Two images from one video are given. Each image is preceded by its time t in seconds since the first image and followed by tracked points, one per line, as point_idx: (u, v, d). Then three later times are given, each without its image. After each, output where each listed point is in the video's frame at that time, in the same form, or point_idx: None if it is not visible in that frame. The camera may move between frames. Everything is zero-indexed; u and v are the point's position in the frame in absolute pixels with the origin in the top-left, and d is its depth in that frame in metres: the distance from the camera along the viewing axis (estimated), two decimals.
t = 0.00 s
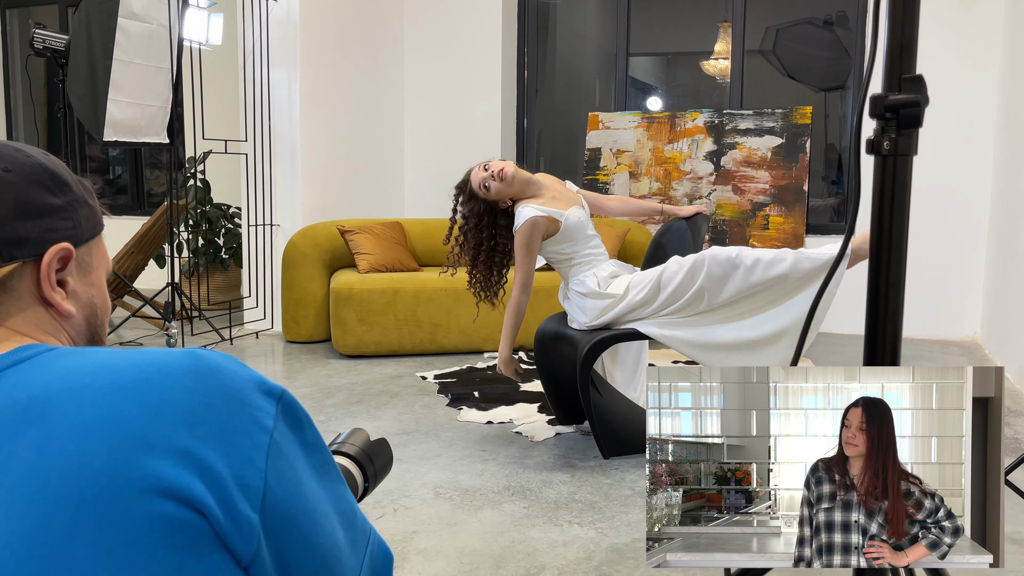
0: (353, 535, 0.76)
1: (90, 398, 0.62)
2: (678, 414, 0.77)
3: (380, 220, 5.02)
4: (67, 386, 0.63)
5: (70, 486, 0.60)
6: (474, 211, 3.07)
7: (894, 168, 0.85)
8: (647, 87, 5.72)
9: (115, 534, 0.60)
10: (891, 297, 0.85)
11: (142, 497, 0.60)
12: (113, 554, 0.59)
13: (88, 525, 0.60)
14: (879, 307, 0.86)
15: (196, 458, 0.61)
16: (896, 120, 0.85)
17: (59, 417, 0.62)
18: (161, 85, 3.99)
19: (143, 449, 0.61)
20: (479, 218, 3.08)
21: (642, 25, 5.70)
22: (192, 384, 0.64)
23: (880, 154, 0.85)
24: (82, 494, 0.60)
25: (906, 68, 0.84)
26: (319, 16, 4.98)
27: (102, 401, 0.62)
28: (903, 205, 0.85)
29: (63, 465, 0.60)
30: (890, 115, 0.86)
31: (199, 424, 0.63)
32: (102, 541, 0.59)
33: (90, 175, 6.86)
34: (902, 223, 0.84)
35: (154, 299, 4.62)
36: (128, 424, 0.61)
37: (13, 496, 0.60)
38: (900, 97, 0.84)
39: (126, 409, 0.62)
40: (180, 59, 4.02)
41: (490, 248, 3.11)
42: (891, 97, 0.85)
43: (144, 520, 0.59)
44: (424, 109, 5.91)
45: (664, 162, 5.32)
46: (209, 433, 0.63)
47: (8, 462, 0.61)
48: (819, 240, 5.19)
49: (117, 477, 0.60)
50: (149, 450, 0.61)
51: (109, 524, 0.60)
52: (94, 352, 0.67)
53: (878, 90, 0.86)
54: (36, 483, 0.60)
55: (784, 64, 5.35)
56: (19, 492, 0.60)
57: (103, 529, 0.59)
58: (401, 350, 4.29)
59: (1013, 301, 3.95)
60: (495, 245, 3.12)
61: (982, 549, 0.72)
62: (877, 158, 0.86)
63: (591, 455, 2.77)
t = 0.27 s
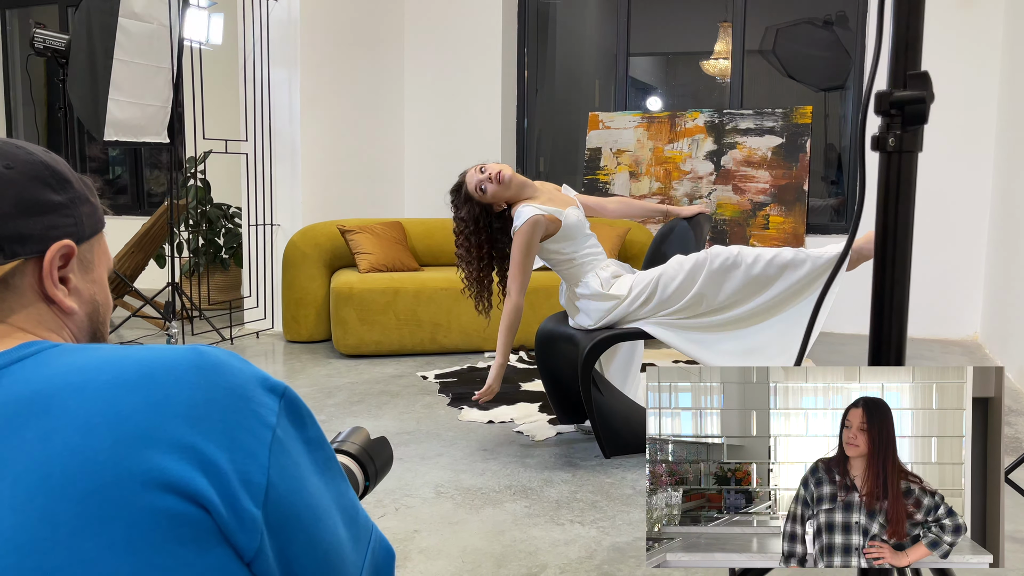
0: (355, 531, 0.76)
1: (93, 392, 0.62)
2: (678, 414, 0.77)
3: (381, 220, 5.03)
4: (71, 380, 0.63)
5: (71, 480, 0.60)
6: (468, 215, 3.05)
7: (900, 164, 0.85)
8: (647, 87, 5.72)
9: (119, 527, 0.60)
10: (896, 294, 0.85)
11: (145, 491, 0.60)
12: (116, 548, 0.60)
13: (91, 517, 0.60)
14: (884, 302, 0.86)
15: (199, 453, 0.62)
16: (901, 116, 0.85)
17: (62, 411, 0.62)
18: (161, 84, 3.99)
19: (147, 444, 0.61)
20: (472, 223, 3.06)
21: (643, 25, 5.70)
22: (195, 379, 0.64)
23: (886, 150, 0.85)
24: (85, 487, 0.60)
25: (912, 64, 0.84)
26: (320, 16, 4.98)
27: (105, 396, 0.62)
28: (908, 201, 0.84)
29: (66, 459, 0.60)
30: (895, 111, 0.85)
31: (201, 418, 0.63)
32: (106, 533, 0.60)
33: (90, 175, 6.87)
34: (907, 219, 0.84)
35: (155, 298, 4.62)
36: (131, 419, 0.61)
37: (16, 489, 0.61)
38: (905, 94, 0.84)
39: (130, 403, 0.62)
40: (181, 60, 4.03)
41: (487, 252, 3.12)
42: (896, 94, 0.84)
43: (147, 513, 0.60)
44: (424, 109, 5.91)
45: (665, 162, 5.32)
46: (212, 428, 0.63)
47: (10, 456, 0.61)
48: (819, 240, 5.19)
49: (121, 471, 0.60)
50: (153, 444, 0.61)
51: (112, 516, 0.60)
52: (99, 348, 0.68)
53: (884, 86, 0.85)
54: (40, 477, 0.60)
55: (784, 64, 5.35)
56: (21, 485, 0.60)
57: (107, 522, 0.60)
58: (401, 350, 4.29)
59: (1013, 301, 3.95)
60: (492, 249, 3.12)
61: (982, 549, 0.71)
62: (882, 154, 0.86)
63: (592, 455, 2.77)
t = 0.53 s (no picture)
0: (355, 532, 0.76)
1: (96, 394, 0.63)
2: (678, 414, 0.78)
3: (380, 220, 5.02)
4: (73, 383, 0.63)
5: (74, 483, 0.60)
6: (464, 220, 3.05)
7: (901, 165, 0.85)
8: (646, 88, 5.73)
9: (122, 529, 0.60)
10: (898, 295, 0.84)
11: (148, 493, 0.60)
12: (119, 550, 0.60)
13: (94, 520, 0.60)
14: (885, 303, 0.85)
15: (202, 456, 0.62)
16: (903, 117, 0.84)
17: (64, 414, 0.62)
18: (161, 84, 3.99)
19: (149, 446, 0.61)
20: (468, 228, 3.05)
21: (642, 25, 5.70)
22: (198, 381, 0.64)
23: (888, 151, 0.85)
24: (87, 490, 0.60)
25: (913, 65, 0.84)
26: (319, 16, 4.98)
27: (108, 398, 0.62)
28: (909, 203, 0.84)
29: (68, 461, 0.60)
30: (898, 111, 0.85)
31: (204, 420, 0.63)
32: (109, 535, 0.60)
33: (89, 176, 6.87)
34: (909, 220, 0.84)
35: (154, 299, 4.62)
36: (134, 421, 0.62)
37: (18, 491, 0.60)
38: (907, 94, 0.84)
39: (133, 405, 0.62)
40: (180, 60, 4.03)
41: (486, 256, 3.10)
42: (898, 95, 0.84)
43: (150, 515, 0.60)
44: (423, 109, 5.91)
45: (664, 161, 5.32)
46: (215, 429, 0.63)
47: (12, 460, 0.61)
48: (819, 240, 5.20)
49: (123, 473, 0.60)
50: (156, 447, 0.61)
51: (114, 519, 0.60)
52: (100, 352, 0.68)
53: (885, 87, 0.85)
54: (42, 480, 0.60)
55: (783, 63, 5.35)
56: (24, 488, 0.60)
57: (109, 524, 0.60)
58: (401, 350, 4.29)
59: (1012, 301, 3.95)
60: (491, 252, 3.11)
61: (982, 549, 0.71)
62: (884, 154, 0.86)
63: (592, 455, 2.77)
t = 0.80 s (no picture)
0: (354, 520, 0.76)
1: (88, 390, 0.63)
2: (678, 414, 0.77)
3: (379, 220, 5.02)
4: (65, 380, 0.63)
5: (65, 481, 0.60)
6: (476, 196, 3.04)
7: (899, 161, 0.86)
8: (645, 87, 5.73)
9: (113, 526, 0.60)
10: (897, 289, 0.86)
11: (139, 490, 0.60)
12: (110, 546, 0.60)
13: (86, 516, 0.60)
14: (884, 297, 0.86)
15: (193, 453, 0.62)
16: (901, 113, 0.85)
17: (57, 410, 0.62)
18: (160, 84, 3.99)
19: (140, 444, 0.61)
20: (479, 205, 3.05)
21: (641, 24, 5.70)
22: (190, 377, 0.64)
23: (886, 147, 0.86)
24: (79, 487, 0.60)
25: (912, 60, 0.85)
26: (318, 16, 4.97)
27: (100, 395, 0.62)
28: (907, 198, 0.85)
29: (62, 458, 0.61)
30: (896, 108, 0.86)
31: (195, 417, 0.63)
32: (102, 532, 0.60)
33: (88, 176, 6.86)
34: (907, 214, 0.85)
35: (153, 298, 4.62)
36: (126, 417, 0.62)
37: (11, 488, 0.61)
38: (904, 91, 0.84)
39: (125, 402, 0.62)
40: (179, 59, 4.02)
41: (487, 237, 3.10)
42: (896, 91, 0.85)
43: (142, 513, 0.60)
44: (422, 109, 5.90)
45: (663, 161, 5.32)
46: (206, 425, 0.63)
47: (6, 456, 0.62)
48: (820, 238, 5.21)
49: (115, 471, 0.60)
50: (148, 445, 0.61)
51: (106, 516, 0.60)
52: (95, 347, 0.68)
53: (884, 83, 0.86)
54: (34, 477, 0.60)
55: (782, 63, 5.35)
56: (17, 484, 0.61)
57: (102, 521, 0.60)
58: (400, 349, 4.29)
59: (1011, 300, 3.96)
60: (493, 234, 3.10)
61: (982, 549, 0.71)
62: (882, 150, 0.87)
63: (592, 453, 2.77)
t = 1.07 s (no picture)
0: (354, 496, 0.78)
1: (84, 385, 0.62)
2: (678, 414, 0.76)
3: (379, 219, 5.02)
4: (62, 373, 0.63)
5: (63, 476, 0.60)
6: (507, 166, 3.03)
7: (897, 155, 0.85)
8: (645, 87, 5.73)
9: (112, 521, 0.60)
10: (893, 284, 0.85)
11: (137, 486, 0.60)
12: (109, 542, 0.60)
13: (84, 512, 0.60)
14: (881, 291, 0.86)
15: (192, 448, 0.62)
16: (899, 108, 0.86)
17: (53, 403, 0.62)
18: (160, 83, 3.98)
19: (137, 440, 0.61)
20: (507, 175, 3.04)
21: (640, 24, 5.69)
22: (188, 370, 0.64)
23: (884, 142, 0.86)
24: (77, 482, 0.60)
25: (909, 55, 0.85)
26: (317, 15, 4.96)
27: (97, 388, 0.62)
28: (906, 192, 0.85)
29: (60, 453, 0.60)
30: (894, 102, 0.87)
31: (193, 412, 0.63)
32: (101, 527, 0.60)
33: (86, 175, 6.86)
34: (905, 209, 0.85)
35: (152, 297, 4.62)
36: (123, 413, 0.62)
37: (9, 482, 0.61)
38: (902, 85, 0.85)
39: (122, 396, 0.62)
40: (179, 58, 4.01)
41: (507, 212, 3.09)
42: (893, 86, 0.86)
43: (141, 508, 0.60)
44: (421, 108, 5.90)
45: (662, 160, 5.32)
46: (204, 420, 0.63)
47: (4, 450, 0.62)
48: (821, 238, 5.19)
49: (112, 467, 0.60)
50: (146, 440, 0.61)
51: (104, 511, 0.60)
52: (93, 339, 0.67)
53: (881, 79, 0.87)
54: (33, 471, 0.61)
55: (781, 62, 5.35)
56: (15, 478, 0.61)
57: (100, 517, 0.60)
58: (400, 348, 4.29)
59: (1010, 299, 3.96)
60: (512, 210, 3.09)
61: (982, 549, 0.72)
62: (880, 145, 0.87)
63: (591, 451, 2.78)
